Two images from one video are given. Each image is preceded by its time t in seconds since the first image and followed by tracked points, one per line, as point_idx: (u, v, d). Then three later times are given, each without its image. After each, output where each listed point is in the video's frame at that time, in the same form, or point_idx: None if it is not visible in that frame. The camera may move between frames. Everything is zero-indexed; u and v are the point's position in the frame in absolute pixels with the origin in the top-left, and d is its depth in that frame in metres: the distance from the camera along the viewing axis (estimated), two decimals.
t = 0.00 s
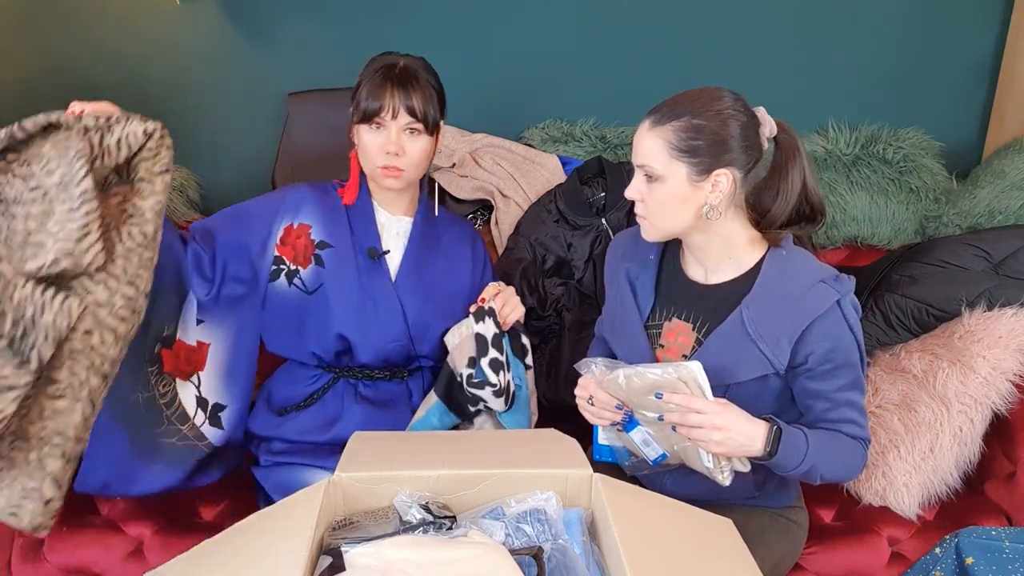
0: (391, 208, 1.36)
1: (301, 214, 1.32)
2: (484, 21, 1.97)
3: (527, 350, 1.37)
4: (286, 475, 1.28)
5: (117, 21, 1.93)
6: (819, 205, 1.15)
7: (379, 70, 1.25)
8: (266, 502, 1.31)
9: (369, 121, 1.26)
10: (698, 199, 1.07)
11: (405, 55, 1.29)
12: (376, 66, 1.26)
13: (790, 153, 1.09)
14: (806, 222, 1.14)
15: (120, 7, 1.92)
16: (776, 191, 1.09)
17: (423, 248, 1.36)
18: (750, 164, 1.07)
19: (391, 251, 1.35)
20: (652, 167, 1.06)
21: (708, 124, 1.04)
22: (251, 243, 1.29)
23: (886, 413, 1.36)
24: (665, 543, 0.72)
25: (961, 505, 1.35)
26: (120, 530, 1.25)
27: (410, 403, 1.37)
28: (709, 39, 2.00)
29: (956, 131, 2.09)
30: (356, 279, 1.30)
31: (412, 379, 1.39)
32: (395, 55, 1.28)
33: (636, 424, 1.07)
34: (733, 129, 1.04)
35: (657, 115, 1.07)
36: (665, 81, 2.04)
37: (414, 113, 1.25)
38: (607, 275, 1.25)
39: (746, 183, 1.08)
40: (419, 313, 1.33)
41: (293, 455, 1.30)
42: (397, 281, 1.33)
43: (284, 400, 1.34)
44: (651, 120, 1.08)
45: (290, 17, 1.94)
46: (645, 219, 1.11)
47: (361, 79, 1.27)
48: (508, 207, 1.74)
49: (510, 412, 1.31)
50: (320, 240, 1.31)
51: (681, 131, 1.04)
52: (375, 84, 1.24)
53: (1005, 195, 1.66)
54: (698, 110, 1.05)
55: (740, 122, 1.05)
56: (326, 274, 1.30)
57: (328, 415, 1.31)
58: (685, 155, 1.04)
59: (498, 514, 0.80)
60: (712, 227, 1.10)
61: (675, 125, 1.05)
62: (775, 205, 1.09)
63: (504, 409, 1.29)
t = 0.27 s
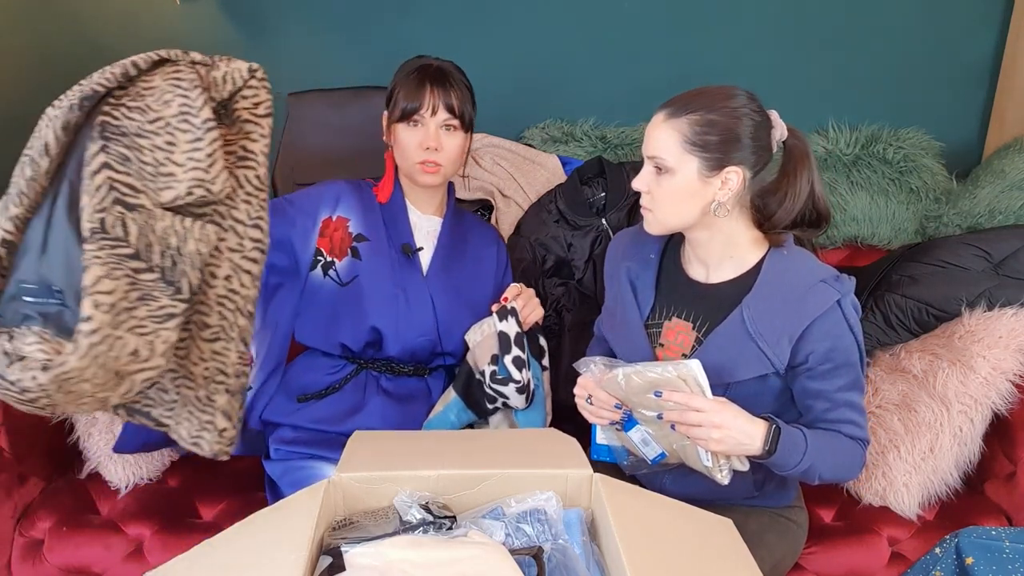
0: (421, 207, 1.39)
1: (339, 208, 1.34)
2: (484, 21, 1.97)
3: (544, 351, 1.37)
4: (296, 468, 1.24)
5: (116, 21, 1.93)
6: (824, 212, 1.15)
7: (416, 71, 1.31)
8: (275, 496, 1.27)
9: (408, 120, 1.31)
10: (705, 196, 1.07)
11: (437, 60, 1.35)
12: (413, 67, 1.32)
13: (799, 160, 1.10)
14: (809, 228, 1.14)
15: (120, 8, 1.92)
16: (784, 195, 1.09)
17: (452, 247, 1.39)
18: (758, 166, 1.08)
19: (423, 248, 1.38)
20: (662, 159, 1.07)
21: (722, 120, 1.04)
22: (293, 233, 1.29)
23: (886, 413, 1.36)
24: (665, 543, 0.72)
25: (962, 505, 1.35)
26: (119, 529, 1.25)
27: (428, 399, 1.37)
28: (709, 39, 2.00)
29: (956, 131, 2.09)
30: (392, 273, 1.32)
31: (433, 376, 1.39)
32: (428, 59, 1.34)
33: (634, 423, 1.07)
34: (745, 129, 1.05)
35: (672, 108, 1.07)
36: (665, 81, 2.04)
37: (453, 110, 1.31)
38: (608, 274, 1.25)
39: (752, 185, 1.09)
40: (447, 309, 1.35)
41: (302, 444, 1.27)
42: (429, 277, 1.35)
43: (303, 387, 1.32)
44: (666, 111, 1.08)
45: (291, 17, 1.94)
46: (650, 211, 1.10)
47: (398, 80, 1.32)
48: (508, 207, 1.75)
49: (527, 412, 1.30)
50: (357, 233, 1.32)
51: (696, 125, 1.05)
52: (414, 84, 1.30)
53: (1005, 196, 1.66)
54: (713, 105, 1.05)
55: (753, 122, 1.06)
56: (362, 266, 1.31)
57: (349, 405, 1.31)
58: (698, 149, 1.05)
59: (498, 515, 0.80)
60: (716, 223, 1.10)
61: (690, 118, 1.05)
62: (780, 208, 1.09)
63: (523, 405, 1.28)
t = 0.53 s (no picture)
0: (435, 208, 1.40)
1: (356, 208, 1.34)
2: (484, 21, 1.97)
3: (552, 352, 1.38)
4: (300, 465, 1.21)
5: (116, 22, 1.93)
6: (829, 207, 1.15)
7: (436, 72, 1.32)
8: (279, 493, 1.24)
9: (429, 120, 1.32)
10: (711, 195, 1.07)
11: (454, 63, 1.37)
12: (432, 69, 1.33)
13: (805, 156, 1.10)
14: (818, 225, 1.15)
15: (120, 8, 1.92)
16: (789, 193, 1.10)
17: (463, 249, 1.40)
18: (765, 164, 1.08)
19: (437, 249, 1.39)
20: (667, 163, 1.07)
21: (726, 121, 1.04)
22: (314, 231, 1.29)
23: (886, 413, 1.36)
24: (666, 543, 0.72)
25: (961, 505, 1.35)
26: (120, 530, 1.25)
27: (434, 398, 1.37)
28: (709, 39, 2.00)
29: (956, 132, 2.09)
30: (408, 273, 1.32)
31: (439, 376, 1.39)
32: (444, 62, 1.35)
33: (637, 421, 1.05)
34: (751, 128, 1.05)
35: (675, 110, 1.08)
36: (664, 81, 2.04)
37: (474, 111, 1.32)
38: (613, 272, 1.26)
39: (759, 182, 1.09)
40: (457, 311, 1.36)
41: (305, 439, 1.24)
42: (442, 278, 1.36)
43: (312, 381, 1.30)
44: (669, 114, 1.08)
45: (291, 17, 1.94)
46: (657, 213, 1.11)
47: (418, 82, 1.33)
48: (508, 208, 1.76)
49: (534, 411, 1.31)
50: (374, 232, 1.32)
51: (699, 127, 1.05)
52: (435, 84, 1.30)
53: (1006, 196, 1.65)
54: (717, 107, 1.05)
55: (759, 121, 1.06)
56: (378, 265, 1.31)
57: (358, 400, 1.29)
58: (701, 151, 1.05)
59: (498, 515, 0.80)
60: (723, 224, 1.10)
61: (692, 121, 1.05)
62: (784, 210, 1.11)
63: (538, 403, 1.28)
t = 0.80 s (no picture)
0: (436, 208, 1.40)
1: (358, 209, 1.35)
2: (483, 21, 1.97)
3: (550, 351, 1.37)
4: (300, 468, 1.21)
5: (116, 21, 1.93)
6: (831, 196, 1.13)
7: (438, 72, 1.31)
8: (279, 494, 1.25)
9: (433, 120, 1.31)
10: (703, 204, 1.07)
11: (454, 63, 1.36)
12: (433, 69, 1.33)
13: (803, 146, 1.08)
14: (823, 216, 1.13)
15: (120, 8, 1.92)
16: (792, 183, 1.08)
17: (464, 250, 1.40)
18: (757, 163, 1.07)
19: (438, 249, 1.39)
20: (658, 176, 1.08)
21: (707, 131, 1.04)
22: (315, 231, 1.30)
23: (885, 413, 1.36)
24: (666, 543, 0.72)
25: (961, 505, 1.35)
26: (120, 530, 1.25)
27: (435, 398, 1.37)
28: (709, 39, 2.00)
29: (956, 132, 2.09)
30: (409, 273, 1.33)
31: (439, 375, 1.39)
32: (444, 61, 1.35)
33: (643, 419, 1.04)
34: (738, 134, 1.05)
35: (659, 124, 1.09)
36: (664, 81, 2.04)
37: (477, 111, 1.33)
38: (618, 271, 1.25)
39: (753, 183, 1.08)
40: (459, 311, 1.36)
41: (305, 439, 1.24)
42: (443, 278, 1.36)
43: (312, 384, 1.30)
44: (654, 128, 1.09)
45: (290, 17, 1.94)
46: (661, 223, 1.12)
47: (420, 82, 1.32)
48: (508, 208, 1.76)
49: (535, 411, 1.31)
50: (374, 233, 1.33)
51: (677, 140, 1.06)
52: (438, 85, 1.30)
53: (1005, 195, 1.65)
54: (696, 116, 1.05)
55: (746, 124, 1.05)
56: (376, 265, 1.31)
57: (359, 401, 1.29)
58: (684, 162, 1.05)
59: (498, 515, 0.80)
60: (722, 229, 1.10)
61: (670, 134, 1.06)
62: (787, 198, 1.09)
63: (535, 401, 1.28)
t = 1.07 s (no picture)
0: (433, 207, 1.41)
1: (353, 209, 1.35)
2: (483, 21, 1.97)
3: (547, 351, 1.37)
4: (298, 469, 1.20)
5: (116, 21, 1.93)
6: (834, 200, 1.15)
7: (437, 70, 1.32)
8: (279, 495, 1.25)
9: (433, 118, 1.31)
10: (708, 200, 1.07)
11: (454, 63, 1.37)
12: (432, 67, 1.33)
13: (808, 146, 1.10)
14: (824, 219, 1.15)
15: (120, 9, 1.92)
16: (799, 185, 1.09)
17: (462, 249, 1.40)
18: (765, 162, 1.08)
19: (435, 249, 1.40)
20: (664, 171, 1.08)
21: (718, 126, 1.04)
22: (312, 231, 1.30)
23: (886, 413, 1.36)
24: (666, 543, 0.72)
25: (961, 505, 1.35)
26: (120, 530, 1.25)
27: (434, 398, 1.37)
28: (709, 39, 2.00)
29: (956, 132, 2.09)
30: (405, 273, 1.33)
31: (438, 375, 1.39)
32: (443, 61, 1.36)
33: (643, 419, 1.04)
34: (745, 131, 1.05)
35: (667, 120, 1.09)
36: (664, 82, 2.04)
37: (477, 110, 1.33)
38: (619, 271, 1.25)
39: (759, 180, 1.08)
40: (456, 310, 1.36)
41: (305, 440, 1.24)
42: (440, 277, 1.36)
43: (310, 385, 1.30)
44: (662, 123, 1.09)
45: (290, 17, 1.94)
46: (663, 220, 1.11)
47: (419, 79, 1.32)
48: (508, 208, 1.76)
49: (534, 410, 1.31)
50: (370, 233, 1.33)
51: (688, 135, 1.06)
52: (438, 83, 1.30)
53: (1005, 195, 1.65)
54: (708, 112, 1.05)
55: (755, 121, 1.06)
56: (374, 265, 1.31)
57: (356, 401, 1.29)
58: (693, 158, 1.05)
59: (498, 515, 0.80)
60: (725, 227, 1.10)
61: (681, 129, 1.06)
62: (791, 199, 1.10)
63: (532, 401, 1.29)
